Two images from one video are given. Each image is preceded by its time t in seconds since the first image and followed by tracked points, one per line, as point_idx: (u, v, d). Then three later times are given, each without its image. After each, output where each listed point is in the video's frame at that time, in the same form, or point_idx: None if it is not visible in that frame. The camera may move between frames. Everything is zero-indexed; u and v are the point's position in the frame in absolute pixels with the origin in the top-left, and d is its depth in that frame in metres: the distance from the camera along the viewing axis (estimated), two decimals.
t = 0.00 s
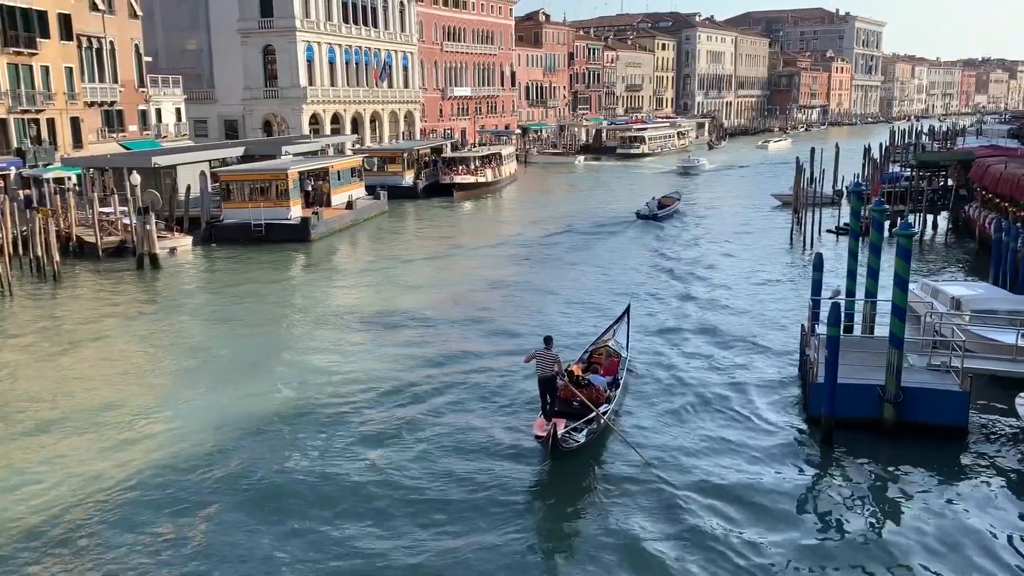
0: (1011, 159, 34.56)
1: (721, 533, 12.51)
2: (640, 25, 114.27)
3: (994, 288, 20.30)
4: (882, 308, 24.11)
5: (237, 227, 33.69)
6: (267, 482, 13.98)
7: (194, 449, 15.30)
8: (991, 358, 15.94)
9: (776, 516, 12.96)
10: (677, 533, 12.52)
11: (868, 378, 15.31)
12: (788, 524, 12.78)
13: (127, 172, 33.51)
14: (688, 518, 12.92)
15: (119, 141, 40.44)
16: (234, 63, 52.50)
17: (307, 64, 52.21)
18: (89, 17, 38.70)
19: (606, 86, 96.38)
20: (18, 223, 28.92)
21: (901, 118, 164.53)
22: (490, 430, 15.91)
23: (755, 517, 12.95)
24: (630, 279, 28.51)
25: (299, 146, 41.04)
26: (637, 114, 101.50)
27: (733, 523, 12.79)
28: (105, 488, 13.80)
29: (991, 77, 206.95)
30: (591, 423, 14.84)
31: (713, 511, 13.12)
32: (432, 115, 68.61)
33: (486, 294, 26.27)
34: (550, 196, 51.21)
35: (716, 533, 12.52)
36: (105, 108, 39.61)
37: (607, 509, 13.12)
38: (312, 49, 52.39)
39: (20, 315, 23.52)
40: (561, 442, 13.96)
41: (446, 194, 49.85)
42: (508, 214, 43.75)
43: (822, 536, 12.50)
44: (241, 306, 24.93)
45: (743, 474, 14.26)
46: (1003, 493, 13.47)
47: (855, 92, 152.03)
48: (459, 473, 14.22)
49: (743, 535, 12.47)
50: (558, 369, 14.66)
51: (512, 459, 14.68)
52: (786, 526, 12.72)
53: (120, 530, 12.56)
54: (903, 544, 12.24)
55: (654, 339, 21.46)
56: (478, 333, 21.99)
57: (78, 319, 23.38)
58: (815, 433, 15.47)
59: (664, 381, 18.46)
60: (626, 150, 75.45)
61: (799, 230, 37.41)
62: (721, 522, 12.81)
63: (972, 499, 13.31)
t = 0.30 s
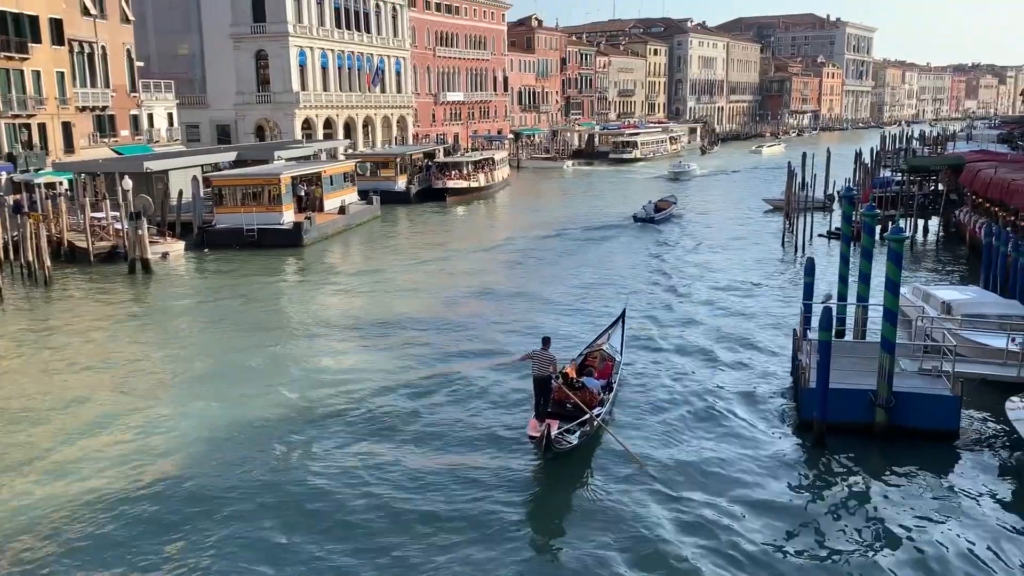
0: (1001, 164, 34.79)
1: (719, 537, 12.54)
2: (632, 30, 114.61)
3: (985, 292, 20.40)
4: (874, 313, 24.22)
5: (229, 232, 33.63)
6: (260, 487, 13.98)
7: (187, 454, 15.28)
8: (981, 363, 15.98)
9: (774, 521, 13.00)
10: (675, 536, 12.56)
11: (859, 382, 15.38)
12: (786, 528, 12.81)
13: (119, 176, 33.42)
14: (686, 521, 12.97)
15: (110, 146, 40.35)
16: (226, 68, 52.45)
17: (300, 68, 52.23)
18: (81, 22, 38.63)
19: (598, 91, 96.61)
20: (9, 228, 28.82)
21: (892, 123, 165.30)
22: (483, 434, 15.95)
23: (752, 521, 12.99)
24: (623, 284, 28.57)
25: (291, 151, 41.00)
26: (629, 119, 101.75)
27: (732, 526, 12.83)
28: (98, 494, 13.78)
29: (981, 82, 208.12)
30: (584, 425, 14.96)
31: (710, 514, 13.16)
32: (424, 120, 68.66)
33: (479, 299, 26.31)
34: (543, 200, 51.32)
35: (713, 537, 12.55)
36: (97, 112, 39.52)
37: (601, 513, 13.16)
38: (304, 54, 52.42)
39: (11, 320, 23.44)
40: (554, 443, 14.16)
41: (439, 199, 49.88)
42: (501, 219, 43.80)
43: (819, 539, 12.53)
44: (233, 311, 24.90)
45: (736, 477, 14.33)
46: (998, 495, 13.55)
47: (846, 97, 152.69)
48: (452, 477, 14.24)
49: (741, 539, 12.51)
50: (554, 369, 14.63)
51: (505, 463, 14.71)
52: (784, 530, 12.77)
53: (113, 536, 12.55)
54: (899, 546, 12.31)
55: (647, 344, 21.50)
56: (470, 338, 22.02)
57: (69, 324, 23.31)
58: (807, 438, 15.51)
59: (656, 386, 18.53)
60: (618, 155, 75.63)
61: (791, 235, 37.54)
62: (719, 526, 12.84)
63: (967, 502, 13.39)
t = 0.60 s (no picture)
0: (989, 167, 35.00)
1: (714, 539, 12.56)
2: (622, 34, 114.93)
3: (974, 294, 20.48)
4: (864, 315, 24.29)
5: (219, 236, 33.54)
6: (253, 492, 13.95)
7: (179, 459, 15.23)
8: (969, 365, 16.03)
9: (769, 521, 13.06)
10: (670, 539, 12.59)
11: (849, 384, 15.45)
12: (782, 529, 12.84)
13: (108, 180, 33.29)
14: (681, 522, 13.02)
15: (100, 150, 40.21)
16: (216, 71, 52.33)
17: (290, 72, 52.15)
18: (69, 25, 38.48)
19: (589, 94, 96.81)
20: None
21: (880, 127, 166.16)
22: (476, 437, 15.94)
23: (747, 521, 13.04)
24: (613, 287, 28.62)
25: (282, 154, 40.92)
26: (620, 122, 101.96)
27: (727, 528, 12.85)
28: (90, 499, 13.72)
29: (969, 86, 209.51)
30: (575, 426, 15.10)
31: (705, 516, 13.21)
32: (415, 124, 68.68)
33: (471, 302, 26.31)
34: (534, 204, 51.36)
35: (709, 537, 12.62)
36: (86, 116, 39.37)
37: (595, 515, 13.20)
38: (294, 57, 52.36)
39: None
40: (546, 443, 14.24)
41: (430, 202, 49.86)
42: (492, 222, 43.79)
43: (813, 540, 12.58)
44: (223, 315, 24.83)
45: (727, 478, 14.40)
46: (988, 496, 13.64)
47: (836, 100, 153.40)
48: (445, 480, 14.24)
49: (738, 539, 12.56)
50: (548, 369, 14.80)
51: (498, 467, 14.71)
52: (778, 531, 12.78)
53: (106, 542, 12.50)
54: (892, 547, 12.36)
55: (638, 347, 21.53)
56: (461, 341, 22.01)
57: (58, 328, 23.22)
58: (798, 440, 15.56)
59: (647, 388, 18.58)
60: (609, 158, 75.81)
61: (781, 237, 37.67)
62: (713, 527, 12.88)
63: (958, 503, 13.47)
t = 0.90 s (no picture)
0: (975, 171, 35.25)
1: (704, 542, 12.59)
2: (610, 40, 115.27)
3: (960, 297, 20.62)
4: (852, 318, 24.42)
5: (207, 241, 33.41)
6: (243, 498, 13.85)
7: (168, 465, 15.12)
8: (957, 367, 16.12)
9: (756, 527, 13.02)
10: (659, 544, 12.57)
11: (837, 386, 15.50)
12: (771, 535, 12.80)
13: (95, 186, 33.13)
14: (669, 528, 12.98)
15: (86, 155, 40.01)
16: (204, 76, 52.17)
17: (278, 77, 52.05)
18: (55, 30, 38.28)
19: (577, 99, 97.03)
20: None
21: (867, 131, 167.14)
22: (466, 441, 15.90)
23: (736, 527, 13.01)
24: (602, 291, 28.67)
25: (270, 159, 40.82)
26: (608, 127, 102.22)
27: (716, 533, 12.83)
28: (78, 507, 13.59)
29: (954, 91, 211.07)
30: (566, 428, 15.07)
31: (695, 521, 13.17)
32: (404, 128, 68.65)
33: (460, 307, 26.27)
34: (523, 208, 51.37)
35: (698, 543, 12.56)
36: (72, 121, 39.18)
37: (586, 521, 13.19)
38: (283, 62, 52.24)
39: None
40: (537, 445, 14.26)
41: (419, 207, 49.84)
42: (481, 227, 43.80)
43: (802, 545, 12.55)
44: (211, 320, 24.71)
45: (718, 482, 14.41)
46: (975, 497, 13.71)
47: (822, 105, 154.23)
48: (436, 486, 14.18)
49: (726, 545, 12.51)
50: (538, 370, 15.14)
51: (488, 471, 14.67)
52: (769, 534, 12.82)
53: (94, 550, 12.37)
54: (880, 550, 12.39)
55: (627, 351, 21.56)
56: (451, 345, 22.01)
57: (45, 334, 23.07)
58: (786, 443, 15.60)
59: (636, 392, 18.59)
60: (597, 163, 76.01)
61: (769, 241, 37.83)
62: (703, 530, 12.91)
63: (945, 504, 13.53)
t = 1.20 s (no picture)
0: (960, 177, 35.49)
1: (693, 548, 12.61)
2: (599, 46, 115.62)
3: (946, 302, 20.73)
4: (839, 323, 24.55)
5: (195, 248, 33.30)
6: (231, 508, 13.78)
7: (155, 474, 15.03)
8: (944, 371, 16.21)
9: (747, 532, 13.04)
10: (649, 550, 12.58)
11: (825, 390, 15.54)
12: (761, 540, 12.82)
13: (82, 192, 32.98)
14: (658, 535, 12.99)
15: (73, 161, 39.85)
16: (192, 82, 52.01)
17: (267, 83, 51.98)
18: (42, 35, 38.10)
19: (566, 105, 97.28)
20: None
21: (853, 137, 168.20)
22: (457, 449, 15.88)
23: (725, 532, 13.02)
24: (591, 296, 28.72)
25: (258, 165, 40.73)
26: (597, 133, 102.50)
27: (708, 539, 12.84)
28: (64, 517, 13.47)
29: (939, 97, 212.67)
30: (557, 430, 15.27)
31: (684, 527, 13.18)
32: (393, 134, 68.65)
33: (450, 313, 26.26)
34: (511, 214, 51.42)
35: (685, 550, 12.57)
36: (59, 127, 39.04)
37: (575, 527, 13.19)
38: (270, 68, 52.17)
39: None
40: (528, 448, 14.43)
41: (408, 213, 49.82)
42: (471, 233, 43.81)
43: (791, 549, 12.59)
44: (200, 326, 24.63)
45: (705, 487, 14.43)
46: (960, 499, 13.78)
47: (810, 111, 155.07)
48: (425, 495, 14.14)
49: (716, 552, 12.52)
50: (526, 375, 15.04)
51: (478, 479, 14.63)
52: (759, 539, 12.86)
53: (81, 561, 12.28)
54: (869, 553, 12.43)
55: (617, 356, 21.59)
56: (440, 351, 21.99)
57: (31, 341, 22.92)
58: (775, 447, 15.65)
59: (627, 397, 18.62)
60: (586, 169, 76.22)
61: (757, 246, 37.99)
62: (692, 536, 12.93)
63: (933, 507, 13.56)
